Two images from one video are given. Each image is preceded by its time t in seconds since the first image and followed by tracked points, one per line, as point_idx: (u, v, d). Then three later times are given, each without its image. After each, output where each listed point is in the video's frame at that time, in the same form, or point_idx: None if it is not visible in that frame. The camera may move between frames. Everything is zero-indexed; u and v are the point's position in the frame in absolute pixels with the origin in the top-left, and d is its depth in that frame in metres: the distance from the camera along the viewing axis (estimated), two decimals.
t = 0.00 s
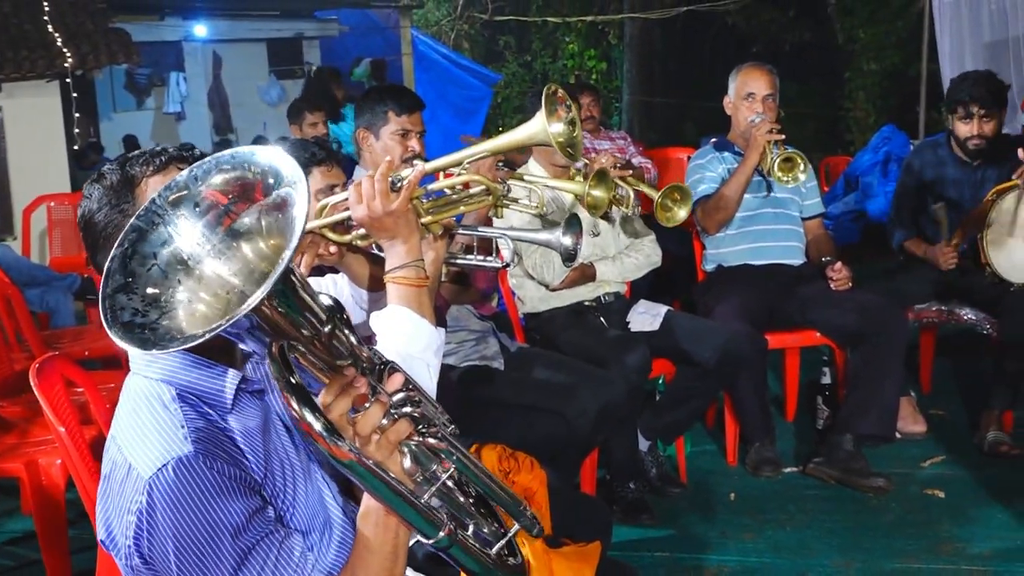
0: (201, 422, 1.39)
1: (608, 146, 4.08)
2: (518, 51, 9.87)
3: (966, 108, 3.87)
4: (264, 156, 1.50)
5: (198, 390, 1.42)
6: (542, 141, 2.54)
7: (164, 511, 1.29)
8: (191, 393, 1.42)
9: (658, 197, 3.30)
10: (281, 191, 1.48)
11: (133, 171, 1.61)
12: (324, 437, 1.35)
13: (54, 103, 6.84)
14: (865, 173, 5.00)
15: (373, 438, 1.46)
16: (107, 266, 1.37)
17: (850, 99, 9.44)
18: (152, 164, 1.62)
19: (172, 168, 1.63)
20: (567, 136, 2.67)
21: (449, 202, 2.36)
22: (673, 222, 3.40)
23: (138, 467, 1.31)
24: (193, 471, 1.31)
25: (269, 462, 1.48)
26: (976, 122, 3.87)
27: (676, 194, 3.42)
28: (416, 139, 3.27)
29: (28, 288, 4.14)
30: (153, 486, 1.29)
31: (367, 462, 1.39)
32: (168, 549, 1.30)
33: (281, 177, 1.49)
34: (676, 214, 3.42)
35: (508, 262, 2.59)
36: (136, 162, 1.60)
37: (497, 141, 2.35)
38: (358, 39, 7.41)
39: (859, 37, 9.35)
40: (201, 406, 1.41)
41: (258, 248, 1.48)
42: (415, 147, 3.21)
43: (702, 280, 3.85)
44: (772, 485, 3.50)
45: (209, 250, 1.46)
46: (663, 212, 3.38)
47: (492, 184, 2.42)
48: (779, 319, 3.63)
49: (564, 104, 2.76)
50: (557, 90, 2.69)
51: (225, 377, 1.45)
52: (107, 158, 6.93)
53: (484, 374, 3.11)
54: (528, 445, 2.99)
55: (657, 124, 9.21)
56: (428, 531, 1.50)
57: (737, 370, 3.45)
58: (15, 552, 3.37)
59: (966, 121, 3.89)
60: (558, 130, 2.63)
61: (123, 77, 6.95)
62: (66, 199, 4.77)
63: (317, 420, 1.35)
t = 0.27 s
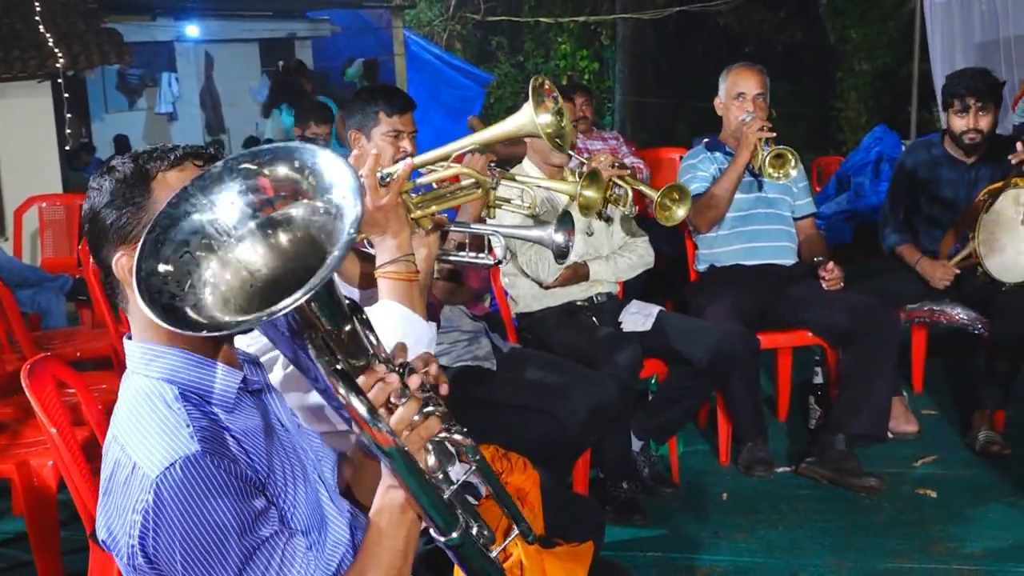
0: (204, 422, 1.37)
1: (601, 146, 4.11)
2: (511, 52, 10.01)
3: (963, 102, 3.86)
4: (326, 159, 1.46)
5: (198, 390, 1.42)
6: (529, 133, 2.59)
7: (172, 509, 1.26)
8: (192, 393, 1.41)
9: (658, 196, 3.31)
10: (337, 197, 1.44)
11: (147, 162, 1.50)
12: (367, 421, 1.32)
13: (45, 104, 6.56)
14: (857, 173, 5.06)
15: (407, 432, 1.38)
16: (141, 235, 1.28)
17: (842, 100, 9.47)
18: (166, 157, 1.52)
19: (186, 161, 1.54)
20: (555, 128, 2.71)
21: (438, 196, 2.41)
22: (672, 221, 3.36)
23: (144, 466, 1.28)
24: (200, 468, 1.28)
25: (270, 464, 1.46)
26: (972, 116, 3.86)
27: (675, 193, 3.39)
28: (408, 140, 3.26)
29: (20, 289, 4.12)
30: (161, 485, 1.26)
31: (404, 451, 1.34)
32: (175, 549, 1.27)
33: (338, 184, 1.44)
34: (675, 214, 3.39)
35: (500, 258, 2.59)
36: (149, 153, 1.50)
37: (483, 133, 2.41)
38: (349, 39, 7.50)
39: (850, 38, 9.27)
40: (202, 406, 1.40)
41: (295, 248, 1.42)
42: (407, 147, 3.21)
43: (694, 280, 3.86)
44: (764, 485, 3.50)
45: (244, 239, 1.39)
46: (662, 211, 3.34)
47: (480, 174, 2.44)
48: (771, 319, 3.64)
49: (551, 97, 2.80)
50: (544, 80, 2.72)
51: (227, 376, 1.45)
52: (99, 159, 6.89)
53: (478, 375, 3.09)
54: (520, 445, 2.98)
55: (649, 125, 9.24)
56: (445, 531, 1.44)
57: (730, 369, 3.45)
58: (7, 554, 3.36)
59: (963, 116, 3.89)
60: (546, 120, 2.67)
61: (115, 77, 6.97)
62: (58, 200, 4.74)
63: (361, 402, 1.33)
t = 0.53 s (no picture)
0: (203, 417, 1.36)
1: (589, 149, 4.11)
2: (498, 53, 10.12)
3: (953, 98, 3.88)
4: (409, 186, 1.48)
5: (195, 387, 1.41)
6: (505, 115, 2.65)
7: (176, 501, 1.24)
8: (189, 389, 1.40)
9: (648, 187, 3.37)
10: (405, 218, 1.45)
11: (164, 159, 1.46)
12: (430, 390, 1.23)
13: (31, 106, 6.33)
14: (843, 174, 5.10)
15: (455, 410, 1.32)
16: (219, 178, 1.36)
17: (829, 102, 9.60)
18: (183, 154, 1.49)
19: (202, 160, 1.51)
20: (532, 109, 2.75)
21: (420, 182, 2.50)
22: (661, 210, 3.50)
23: (147, 457, 1.26)
24: (206, 459, 1.27)
25: (265, 461, 1.45)
26: (962, 113, 3.89)
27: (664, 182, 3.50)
28: (393, 139, 3.25)
29: (6, 291, 4.10)
30: (166, 475, 1.24)
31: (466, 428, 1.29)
32: (179, 541, 1.25)
33: (412, 207, 1.46)
34: (666, 202, 3.51)
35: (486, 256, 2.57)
36: (170, 149, 1.46)
37: (462, 117, 2.51)
38: (337, 40, 7.71)
39: (838, 39, 9.48)
40: (200, 402, 1.39)
41: (341, 248, 1.43)
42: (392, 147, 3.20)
43: (682, 281, 3.87)
44: (752, 486, 3.51)
45: (301, 221, 1.43)
46: (652, 201, 3.50)
47: (458, 162, 2.57)
48: (760, 320, 3.64)
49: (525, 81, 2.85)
50: (517, 65, 2.77)
51: (225, 372, 1.45)
52: (87, 160, 6.87)
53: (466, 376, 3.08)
54: (509, 446, 2.97)
55: (636, 124, 9.38)
56: (469, 516, 1.41)
57: (718, 370, 3.46)
58: None
59: (952, 112, 3.91)
60: (522, 102, 2.72)
61: (102, 79, 6.93)
62: (44, 202, 4.71)
63: (425, 371, 1.24)
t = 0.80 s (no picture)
0: (202, 420, 1.36)
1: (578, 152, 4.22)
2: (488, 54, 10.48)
3: (942, 115, 3.93)
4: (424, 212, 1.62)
5: (192, 392, 1.41)
6: (494, 116, 2.65)
7: (177, 502, 1.23)
8: (186, 393, 1.40)
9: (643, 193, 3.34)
10: (413, 240, 1.58)
11: (179, 163, 1.49)
12: (448, 383, 1.39)
13: (22, 108, 6.39)
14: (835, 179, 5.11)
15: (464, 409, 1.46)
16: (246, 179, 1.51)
17: (820, 106, 9.67)
18: (196, 161, 1.52)
19: (213, 169, 1.54)
20: (521, 110, 2.73)
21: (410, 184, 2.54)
22: (657, 216, 3.41)
23: (147, 458, 1.25)
24: (208, 460, 1.27)
25: (260, 465, 1.45)
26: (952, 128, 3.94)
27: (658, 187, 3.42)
28: (385, 142, 3.26)
29: None
30: (168, 475, 1.23)
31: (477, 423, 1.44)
32: (181, 543, 1.24)
33: (422, 231, 1.59)
34: (660, 207, 3.42)
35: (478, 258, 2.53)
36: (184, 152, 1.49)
37: (450, 120, 2.51)
38: (328, 42, 7.83)
39: (828, 44, 9.53)
40: (197, 406, 1.39)
41: (352, 260, 1.57)
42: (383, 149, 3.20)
43: (673, 285, 3.87)
44: (743, 489, 3.51)
45: (318, 228, 1.56)
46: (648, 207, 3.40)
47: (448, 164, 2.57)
48: (750, 323, 3.65)
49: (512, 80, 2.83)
50: (504, 64, 2.76)
51: (221, 377, 1.45)
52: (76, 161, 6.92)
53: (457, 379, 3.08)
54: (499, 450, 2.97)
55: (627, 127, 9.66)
56: (467, 518, 1.52)
57: (709, 374, 3.46)
58: None
59: (941, 127, 3.96)
60: (511, 103, 2.70)
61: (93, 81, 6.89)
62: (34, 203, 4.69)
63: (443, 369, 1.39)
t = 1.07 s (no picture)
0: (200, 420, 1.35)
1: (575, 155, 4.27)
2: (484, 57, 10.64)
3: (941, 125, 3.88)
4: (427, 211, 1.62)
5: (190, 392, 1.41)
6: (489, 120, 2.65)
7: (176, 499, 1.23)
8: (184, 393, 1.40)
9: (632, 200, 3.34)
10: (417, 238, 1.58)
11: (181, 164, 1.49)
12: (451, 377, 1.40)
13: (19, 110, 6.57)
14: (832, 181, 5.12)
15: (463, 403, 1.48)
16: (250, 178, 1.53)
17: (817, 107, 9.69)
18: (198, 164, 1.52)
19: (214, 171, 1.55)
20: (516, 113, 2.76)
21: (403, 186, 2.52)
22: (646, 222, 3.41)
23: (145, 456, 1.24)
24: (206, 458, 1.26)
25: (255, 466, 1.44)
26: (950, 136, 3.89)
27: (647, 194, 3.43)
28: (383, 145, 3.26)
29: None
30: (167, 473, 1.23)
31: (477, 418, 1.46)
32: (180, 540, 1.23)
33: (426, 230, 1.59)
34: (650, 212, 3.44)
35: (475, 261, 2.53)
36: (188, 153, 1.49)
37: (445, 123, 2.50)
38: (326, 45, 7.91)
39: (825, 47, 9.51)
40: (194, 406, 1.38)
41: (354, 260, 1.56)
42: (381, 152, 3.20)
43: (670, 287, 3.87)
44: (741, 492, 3.51)
45: (323, 228, 1.57)
46: (637, 212, 3.42)
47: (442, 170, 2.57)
48: (748, 326, 3.65)
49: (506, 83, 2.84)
50: (499, 68, 2.79)
51: (218, 378, 1.44)
52: (73, 165, 6.86)
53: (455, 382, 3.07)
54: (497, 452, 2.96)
55: (627, 131, 10.20)
56: (463, 515, 1.54)
57: (706, 376, 3.46)
58: None
59: (940, 136, 3.91)
60: (505, 107, 2.72)
61: (90, 83, 6.87)
62: (31, 206, 4.68)
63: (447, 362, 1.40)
